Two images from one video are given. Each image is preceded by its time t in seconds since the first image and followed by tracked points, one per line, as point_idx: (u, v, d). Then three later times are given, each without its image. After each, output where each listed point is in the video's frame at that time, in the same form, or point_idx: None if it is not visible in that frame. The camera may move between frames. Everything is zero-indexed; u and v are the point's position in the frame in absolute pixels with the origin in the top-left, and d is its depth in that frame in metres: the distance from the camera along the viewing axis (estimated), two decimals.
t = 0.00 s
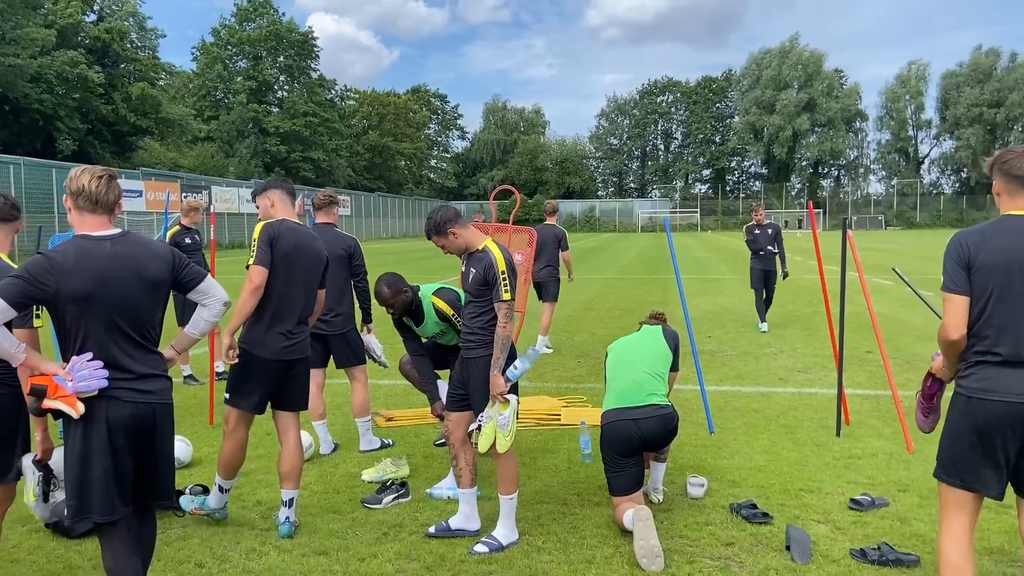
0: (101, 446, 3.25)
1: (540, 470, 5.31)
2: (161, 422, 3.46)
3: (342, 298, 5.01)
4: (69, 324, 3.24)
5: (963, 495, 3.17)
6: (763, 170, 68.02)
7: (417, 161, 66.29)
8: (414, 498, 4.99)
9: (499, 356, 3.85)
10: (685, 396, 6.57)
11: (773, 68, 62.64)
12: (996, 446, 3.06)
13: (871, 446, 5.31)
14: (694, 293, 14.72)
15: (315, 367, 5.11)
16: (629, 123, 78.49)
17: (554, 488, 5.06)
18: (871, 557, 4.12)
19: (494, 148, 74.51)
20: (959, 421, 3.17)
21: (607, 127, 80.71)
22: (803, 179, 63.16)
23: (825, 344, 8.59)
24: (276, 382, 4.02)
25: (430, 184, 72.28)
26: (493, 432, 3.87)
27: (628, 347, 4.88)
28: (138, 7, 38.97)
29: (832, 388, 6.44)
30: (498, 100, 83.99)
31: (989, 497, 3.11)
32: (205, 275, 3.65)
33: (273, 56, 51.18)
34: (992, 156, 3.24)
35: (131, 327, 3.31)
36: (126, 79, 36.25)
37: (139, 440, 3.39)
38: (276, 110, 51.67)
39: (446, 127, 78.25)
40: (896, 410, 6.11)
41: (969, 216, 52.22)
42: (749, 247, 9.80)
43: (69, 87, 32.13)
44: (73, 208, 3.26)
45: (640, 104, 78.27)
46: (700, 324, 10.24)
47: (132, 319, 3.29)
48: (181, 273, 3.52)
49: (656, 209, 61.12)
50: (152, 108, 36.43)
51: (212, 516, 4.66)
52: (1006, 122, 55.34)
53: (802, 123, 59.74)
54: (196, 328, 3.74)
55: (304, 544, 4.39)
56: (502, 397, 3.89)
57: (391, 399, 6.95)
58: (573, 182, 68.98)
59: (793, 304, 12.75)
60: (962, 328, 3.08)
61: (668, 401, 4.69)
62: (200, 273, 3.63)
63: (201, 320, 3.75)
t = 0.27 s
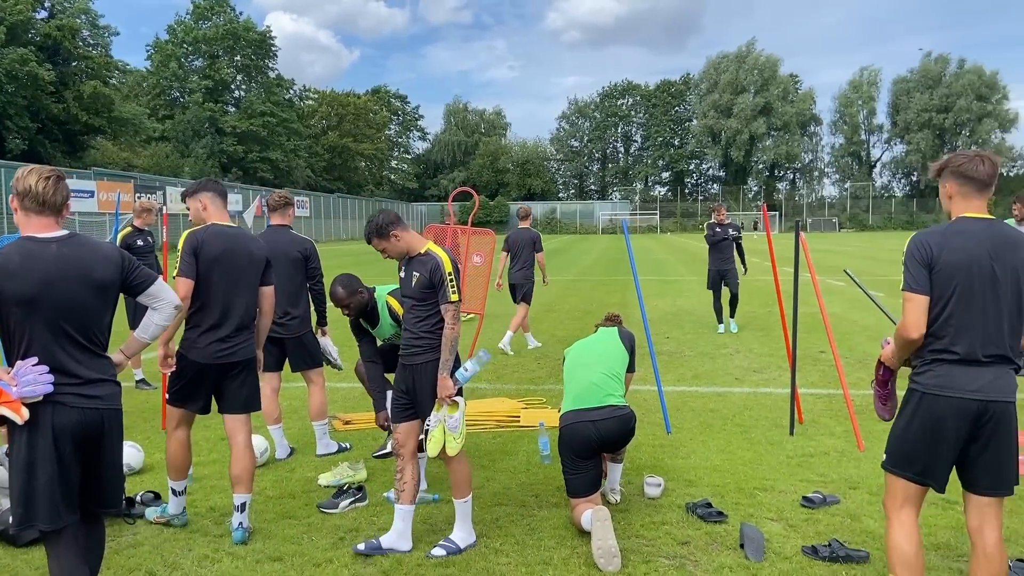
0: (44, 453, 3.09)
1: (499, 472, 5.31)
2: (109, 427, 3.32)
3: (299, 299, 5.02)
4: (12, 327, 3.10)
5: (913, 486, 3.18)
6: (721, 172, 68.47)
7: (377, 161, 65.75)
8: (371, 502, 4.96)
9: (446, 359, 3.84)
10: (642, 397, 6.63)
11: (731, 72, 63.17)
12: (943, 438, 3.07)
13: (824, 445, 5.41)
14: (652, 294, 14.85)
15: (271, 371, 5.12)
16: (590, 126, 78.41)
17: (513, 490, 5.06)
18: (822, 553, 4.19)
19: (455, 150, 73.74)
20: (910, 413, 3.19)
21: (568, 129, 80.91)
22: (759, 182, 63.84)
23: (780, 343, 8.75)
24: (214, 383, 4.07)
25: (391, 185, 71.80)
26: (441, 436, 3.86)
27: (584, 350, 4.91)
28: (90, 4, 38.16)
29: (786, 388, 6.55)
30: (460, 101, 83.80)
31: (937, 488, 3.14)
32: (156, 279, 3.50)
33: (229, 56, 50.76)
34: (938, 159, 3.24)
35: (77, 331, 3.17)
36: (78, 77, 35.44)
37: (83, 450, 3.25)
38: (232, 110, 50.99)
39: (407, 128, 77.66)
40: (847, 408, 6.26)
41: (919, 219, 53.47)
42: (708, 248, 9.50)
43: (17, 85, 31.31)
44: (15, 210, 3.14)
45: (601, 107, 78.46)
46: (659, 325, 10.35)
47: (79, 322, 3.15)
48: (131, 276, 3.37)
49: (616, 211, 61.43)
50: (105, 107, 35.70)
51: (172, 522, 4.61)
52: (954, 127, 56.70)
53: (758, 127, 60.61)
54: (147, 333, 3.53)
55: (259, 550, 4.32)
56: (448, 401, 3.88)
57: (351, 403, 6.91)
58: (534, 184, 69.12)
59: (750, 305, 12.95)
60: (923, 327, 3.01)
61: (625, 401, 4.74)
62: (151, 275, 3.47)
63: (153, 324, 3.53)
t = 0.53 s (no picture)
0: None
1: (458, 475, 5.30)
2: (55, 434, 3.17)
3: (253, 301, 5.05)
4: None
5: (863, 487, 3.25)
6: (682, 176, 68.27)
7: (337, 162, 65.02)
8: (327, 507, 4.92)
9: (388, 352, 3.81)
10: (600, 398, 6.68)
11: (689, 77, 63.70)
12: (883, 437, 3.17)
13: (778, 444, 5.50)
14: (613, 297, 14.95)
15: (225, 376, 5.11)
16: (551, 127, 77.56)
17: (471, 492, 5.05)
18: (775, 551, 4.26)
19: (416, 151, 73.02)
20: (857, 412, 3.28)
21: (529, 131, 80.34)
22: (717, 186, 64.44)
23: (738, 344, 8.89)
24: (145, 384, 4.16)
25: (351, 186, 71.06)
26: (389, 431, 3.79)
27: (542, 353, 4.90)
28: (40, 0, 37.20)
29: (742, 388, 6.65)
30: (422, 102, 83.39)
31: (883, 488, 3.22)
32: (104, 282, 3.41)
33: (185, 54, 50.03)
34: (873, 164, 3.33)
35: (21, 335, 3.05)
36: (27, 74, 34.52)
37: (30, 459, 3.10)
38: (188, 110, 50.12)
39: (366, 129, 76.69)
40: (800, 407, 6.38)
41: (873, 221, 54.62)
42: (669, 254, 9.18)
43: None
44: None
45: (561, 109, 78.51)
46: (619, 327, 10.41)
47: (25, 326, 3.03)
48: (79, 280, 3.28)
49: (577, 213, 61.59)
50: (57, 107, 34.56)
51: (124, 531, 4.51)
52: (905, 132, 58.01)
53: (717, 130, 61.29)
54: (95, 337, 3.49)
55: (213, 556, 4.24)
56: (391, 395, 3.83)
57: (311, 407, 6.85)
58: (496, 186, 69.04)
59: (708, 306, 13.11)
60: (865, 331, 3.11)
61: (584, 404, 4.75)
62: (98, 279, 3.39)
63: (102, 328, 3.47)
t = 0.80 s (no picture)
0: None
1: (418, 478, 5.27)
2: None
3: (207, 303, 4.98)
4: None
5: (807, 484, 3.46)
6: (640, 178, 69.84)
7: (296, 163, 64.25)
8: (283, 513, 4.86)
9: (325, 351, 3.77)
10: (560, 400, 6.69)
11: (649, 81, 64.06)
12: (818, 436, 3.41)
13: (734, 443, 5.58)
14: (574, 298, 15.03)
15: (176, 381, 5.05)
16: (512, 131, 77.34)
17: (430, 495, 5.03)
18: (730, 550, 4.31)
19: (376, 152, 72.46)
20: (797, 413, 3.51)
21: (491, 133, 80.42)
22: (677, 188, 65.11)
23: (696, 345, 9.00)
24: (84, 384, 4.16)
25: (310, 187, 70.36)
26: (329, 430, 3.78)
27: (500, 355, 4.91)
28: None
29: (699, 388, 6.74)
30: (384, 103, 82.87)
31: (825, 484, 3.44)
32: (48, 284, 3.34)
33: (139, 52, 49.12)
34: (807, 174, 3.62)
35: None
36: None
37: None
38: (142, 109, 49.19)
39: (328, 130, 75.13)
40: (756, 408, 6.48)
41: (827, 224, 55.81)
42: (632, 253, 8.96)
43: None
44: None
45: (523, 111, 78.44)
46: (580, 328, 10.48)
47: None
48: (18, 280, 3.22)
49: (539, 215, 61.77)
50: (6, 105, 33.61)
51: (72, 539, 4.37)
52: (857, 136, 59.30)
53: (675, 134, 61.97)
54: (40, 341, 3.33)
55: (165, 564, 4.15)
56: (326, 395, 3.80)
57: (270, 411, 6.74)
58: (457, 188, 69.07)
59: (667, 307, 13.27)
60: (801, 334, 3.38)
61: (543, 405, 4.74)
62: (42, 279, 3.32)
63: (47, 331, 3.35)
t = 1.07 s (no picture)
0: None
1: (375, 482, 5.23)
2: None
3: (160, 307, 4.92)
4: None
5: (749, 483, 3.68)
6: (602, 180, 70.72)
7: (255, 164, 63.35)
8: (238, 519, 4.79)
9: (253, 355, 3.64)
10: (522, 401, 6.70)
11: (609, 84, 64.53)
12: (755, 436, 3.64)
13: (692, 443, 5.64)
14: (536, 300, 15.07)
15: (127, 386, 4.97)
16: (474, 132, 77.84)
17: (388, 499, 4.99)
18: (687, 549, 4.35)
19: (337, 153, 72.01)
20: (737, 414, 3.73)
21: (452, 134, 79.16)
22: (637, 191, 65.66)
23: (656, 347, 9.09)
24: (29, 388, 4.07)
25: (269, 188, 69.62)
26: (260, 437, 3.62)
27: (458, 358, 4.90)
28: None
29: (658, 389, 6.81)
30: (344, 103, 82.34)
31: (766, 482, 3.65)
32: None
33: (92, 50, 48.18)
34: (739, 178, 3.83)
35: None
36: None
37: None
38: (95, 108, 48.17)
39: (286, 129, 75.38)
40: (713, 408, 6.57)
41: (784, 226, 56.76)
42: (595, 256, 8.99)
43: None
44: None
45: (485, 113, 78.19)
46: (541, 330, 10.53)
47: None
48: None
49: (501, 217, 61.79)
50: None
51: (19, 547, 4.25)
52: (813, 140, 60.40)
53: (636, 137, 62.52)
54: None
55: (115, 571, 4.05)
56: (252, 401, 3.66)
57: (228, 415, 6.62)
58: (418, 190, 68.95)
59: (627, 309, 13.40)
60: (737, 336, 3.60)
61: (502, 407, 4.73)
62: None
63: None
